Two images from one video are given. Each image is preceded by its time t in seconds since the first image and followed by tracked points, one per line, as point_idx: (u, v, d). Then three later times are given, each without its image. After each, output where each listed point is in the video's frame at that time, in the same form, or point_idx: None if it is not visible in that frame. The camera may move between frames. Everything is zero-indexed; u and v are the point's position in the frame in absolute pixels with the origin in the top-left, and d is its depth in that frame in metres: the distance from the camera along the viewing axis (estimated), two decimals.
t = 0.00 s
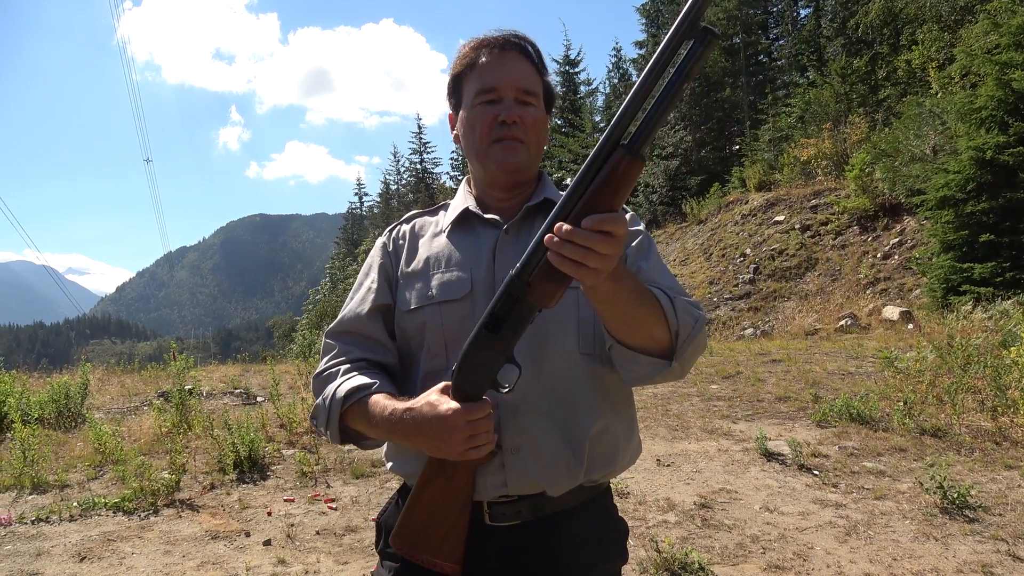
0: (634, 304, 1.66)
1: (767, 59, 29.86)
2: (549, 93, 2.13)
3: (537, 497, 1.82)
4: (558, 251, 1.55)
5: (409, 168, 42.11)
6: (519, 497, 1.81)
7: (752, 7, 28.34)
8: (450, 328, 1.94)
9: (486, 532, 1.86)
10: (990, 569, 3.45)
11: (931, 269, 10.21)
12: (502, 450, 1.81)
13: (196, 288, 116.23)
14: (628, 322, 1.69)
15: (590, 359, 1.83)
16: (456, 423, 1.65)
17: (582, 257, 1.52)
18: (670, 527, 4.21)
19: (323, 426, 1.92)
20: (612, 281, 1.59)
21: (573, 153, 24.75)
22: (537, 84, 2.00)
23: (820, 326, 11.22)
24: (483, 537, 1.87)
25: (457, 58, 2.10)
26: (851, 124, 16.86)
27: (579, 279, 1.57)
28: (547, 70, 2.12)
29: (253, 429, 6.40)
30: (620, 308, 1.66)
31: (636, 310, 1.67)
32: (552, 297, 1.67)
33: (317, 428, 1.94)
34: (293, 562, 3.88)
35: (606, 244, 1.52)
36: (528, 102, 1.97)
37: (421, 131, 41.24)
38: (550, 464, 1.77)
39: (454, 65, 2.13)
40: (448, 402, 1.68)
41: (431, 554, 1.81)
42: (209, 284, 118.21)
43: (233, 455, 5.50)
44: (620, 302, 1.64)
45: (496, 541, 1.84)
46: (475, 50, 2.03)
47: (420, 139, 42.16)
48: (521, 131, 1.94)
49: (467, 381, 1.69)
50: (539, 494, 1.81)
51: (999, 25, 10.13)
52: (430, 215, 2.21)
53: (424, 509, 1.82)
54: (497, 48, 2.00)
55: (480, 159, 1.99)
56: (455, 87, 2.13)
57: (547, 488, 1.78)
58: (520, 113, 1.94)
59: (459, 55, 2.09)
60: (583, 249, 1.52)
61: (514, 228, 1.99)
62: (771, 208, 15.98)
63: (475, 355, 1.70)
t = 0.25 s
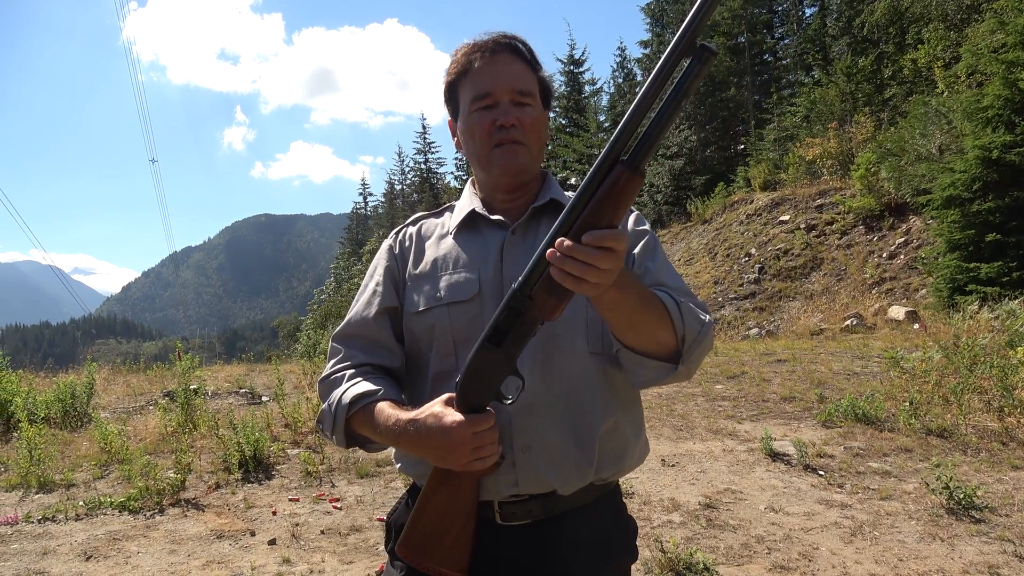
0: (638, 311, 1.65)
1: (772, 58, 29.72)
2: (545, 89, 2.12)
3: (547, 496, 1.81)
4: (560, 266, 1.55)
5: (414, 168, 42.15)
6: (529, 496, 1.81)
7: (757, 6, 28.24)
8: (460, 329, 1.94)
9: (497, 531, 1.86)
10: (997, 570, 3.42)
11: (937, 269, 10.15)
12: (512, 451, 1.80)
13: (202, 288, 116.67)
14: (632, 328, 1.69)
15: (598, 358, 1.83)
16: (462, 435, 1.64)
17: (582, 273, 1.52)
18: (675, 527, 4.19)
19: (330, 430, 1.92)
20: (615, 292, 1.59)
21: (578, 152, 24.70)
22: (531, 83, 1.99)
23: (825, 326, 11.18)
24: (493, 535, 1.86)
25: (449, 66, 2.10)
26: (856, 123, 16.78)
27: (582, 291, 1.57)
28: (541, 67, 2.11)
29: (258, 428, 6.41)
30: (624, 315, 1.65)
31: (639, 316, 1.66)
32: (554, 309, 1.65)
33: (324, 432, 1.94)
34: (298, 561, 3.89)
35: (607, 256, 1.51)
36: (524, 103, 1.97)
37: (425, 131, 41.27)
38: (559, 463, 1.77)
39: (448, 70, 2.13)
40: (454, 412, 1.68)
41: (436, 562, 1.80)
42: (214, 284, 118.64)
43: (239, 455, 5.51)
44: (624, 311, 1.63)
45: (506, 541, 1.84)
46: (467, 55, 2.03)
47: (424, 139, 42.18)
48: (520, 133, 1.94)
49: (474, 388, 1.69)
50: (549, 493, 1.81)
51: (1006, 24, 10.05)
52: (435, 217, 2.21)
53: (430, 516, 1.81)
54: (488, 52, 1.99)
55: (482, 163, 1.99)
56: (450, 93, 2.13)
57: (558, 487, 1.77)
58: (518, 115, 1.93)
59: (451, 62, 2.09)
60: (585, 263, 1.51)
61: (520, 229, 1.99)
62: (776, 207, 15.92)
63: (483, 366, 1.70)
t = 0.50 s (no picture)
0: (646, 313, 1.64)
1: (778, 57, 29.61)
2: (544, 87, 2.11)
3: (555, 495, 1.80)
4: (570, 268, 1.54)
5: (418, 168, 42.19)
6: (538, 495, 1.80)
7: (762, 6, 28.16)
8: (467, 329, 1.94)
9: (505, 531, 1.86)
10: (1003, 571, 3.40)
11: (943, 269, 10.09)
12: (521, 450, 1.79)
13: (207, 288, 117.08)
14: (639, 329, 1.68)
15: (605, 358, 1.82)
16: (473, 435, 1.64)
17: (592, 274, 1.51)
18: (680, 527, 4.18)
19: (338, 430, 1.91)
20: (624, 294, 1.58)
21: (582, 152, 24.63)
22: (531, 83, 1.99)
23: (831, 326, 11.13)
24: (501, 533, 1.86)
25: (447, 71, 2.09)
26: (861, 123, 16.68)
27: (592, 294, 1.56)
28: (539, 65, 2.11)
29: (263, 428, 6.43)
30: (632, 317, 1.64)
31: (647, 316, 1.65)
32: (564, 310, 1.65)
33: (332, 433, 1.93)
34: (303, 560, 3.89)
35: (617, 258, 1.51)
36: (524, 103, 1.96)
37: (430, 131, 41.30)
38: (567, 462, 1.77)
39: (446, 74, 2.12)
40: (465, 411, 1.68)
41: (444, 561, 1.80)
42: (220, 283, 119.07)
43: (244, 454, 5.52)
44: (632, 312, 1.63)
45: (514, 540, 1.84)
46: (464, 59, 2.02)
47: (428, 139, 42.21)
48: (523, 134, 1.93)
49: (484, 389, 1.69)
50: (557, 493, 1.80)
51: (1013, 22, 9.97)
52: (440, 219, 2.21)
53: (439, 514, 1.81)
54: (485, 55, 1.99)
55: (486, 166, 1.99)
56: (449, 98, 2.13)
57: (566, 486, 1.77)
58: (520, 116, 1.93)
59: (449, 67, 2.09)
60: (595, 265, 1.51)
61: (525, 229, 1.98)
62: (781, 207, 15.87)
63: (492, 368, 1.70)
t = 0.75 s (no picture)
0: (651, 315, 1.64)
1: (783, 57, 29.50)
2: (548, 87, 2.11)
3: (561, 493, 1.80)
4: (578, 270, 1.54)
5: (423, 168, 42.23)
6: (544, 494, 1.80)
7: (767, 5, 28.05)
8: (474, 330, 1.94)
9: (512, 530, 1.85)
10: (1010, 572, 3.38)
11: (950, 269, 10.04)
12: (527, 450, 1.79)
13: (213, 288, 117.54)
14: (645, 332, 1.68)
15: (611, 357, 1.82)
16: (481, 434, 1.64)
17: (601, 278, 1.51)
18: (685, 527, 4.16)
19: (344, 429, 1.91)
20: (631, 297, 1.58)
21: (587, 152, 24.54)
22: (536, 85, 1.99)
23: (837, 326, 11.08)
24: (507, 531, 1.86)
25: (451, 74, 2.09)
26: (867, 122, 16.59)
27: (601, 298, 1.56)
28: (543, 66, 2.10)
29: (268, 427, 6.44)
30: (638, 320, 1.63)
31: (653, 318, 1.65)
32: (572, 312, 1.65)
33: (339, 432, 1.93)
34: (308, 560, 3.90)
35: (626, 262, 1.51)
36: (530, 105, 1.96)
37: (435, 131, 41.32)
38: (574, 462, 1.77)
39: (450, 78, 2.11)
40: (472, 411, 1.68)
41: (450, 559, 1.79)
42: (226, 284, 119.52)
43: (249, 454, 5.54)
44: (638, 315, 1.62)
45: (520, 539, 1.84)
46: (469, 63, 2.02)
47: (433, 139, 42.24)
48: (530, 137, 1.93)
49: (492, 389, 1.69)
50: (563, 491, 1.80)
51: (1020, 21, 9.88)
52: (446, 219, 2.20)
53: (445, 512, 1.80)
54: (490, 58, 1.98)
55: (493, 169, 1.99)
56: (453, 102, 2.13)
57: (572, 485, 1.77)
58: (527, 119, 1.93)
59: (453, 70, 2.08)
60: (604, 270, 1.51)
61: (532, 230, 1.98)
62: (787, 207, 15.80)
63: (500, 368, 1.69)
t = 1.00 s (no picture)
0: (657, 318, 1.64)
1: (788, 56, 29.38)
2: (551, 89, 2.11)
3: (565, 492, 1.80)
4: (586, 274, 1.54)
5: (428, 168, 42.28)
6: (548, 492, 1.80)
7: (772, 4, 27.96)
8: (478, 330, 1.94)
9: (515, 528, 1.85)
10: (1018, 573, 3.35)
11: (956, 269, 9.97)
12: (531, 449, 1.79)
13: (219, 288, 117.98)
14: (650, 335, 1.67)
15: (615, 356, 1.81)
16: (486, 433, 1.64)
17: (608, 281, 1.51)
18: (690, 528, 4.15)
19: (350, 427, 1.91)
20: (637, 301, 1.58)
21: (592, 152, 24.44)
22: (540, 87, 1.99)
23: (842, 326, 11.03)
24: (511, 529, 1.85)
25: (455, 78, 2.09)
26: (873, 122, 16.50)
27: (607, 302, 1.56)
28: (546, 68, 2.10)
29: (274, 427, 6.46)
30: (643, 323, 1.63)
31: (657, 320, 1.64)
32: (579, 314, 1.65)
33: (345, 430, 1.93)
34: (313, 559, 3.91)
35: (633, 266, 1.50)
36: (535, 108, 1.96)
37: (439, 131, 41.37)
38: (578, 461, 1.76)
39: (454, 82, 2.11)
40: (478, 411, 1.67)
41: (453, 558, 1.79)
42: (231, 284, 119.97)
43: (255, 453, 5.55)
44: (644, 318, 1.62)
45: (523, 537, 1.83)
46: (473, 66, 2.01)
47: (437, 140, 42.27)
48: (534, 139, 1.93)
49: (498, 389, 1.69)
50: (567, 489, 1.79)
51: None
52: (450, 220, 2.20)
53: (450, 510, 1.80)
54: (493, 61, 1.98)
55: (497, 171, 1.98)
56: (457, 105, 2.12)
57: (575, 483, 1.76)
58: (531, 121, 1.93)
59: (457, 74, 2.08)
60: (611, 273, 1.50)
61: (536, 231, 1.98)
62: (792, 206, 15.74)
63: (505, 368, 1.69)
